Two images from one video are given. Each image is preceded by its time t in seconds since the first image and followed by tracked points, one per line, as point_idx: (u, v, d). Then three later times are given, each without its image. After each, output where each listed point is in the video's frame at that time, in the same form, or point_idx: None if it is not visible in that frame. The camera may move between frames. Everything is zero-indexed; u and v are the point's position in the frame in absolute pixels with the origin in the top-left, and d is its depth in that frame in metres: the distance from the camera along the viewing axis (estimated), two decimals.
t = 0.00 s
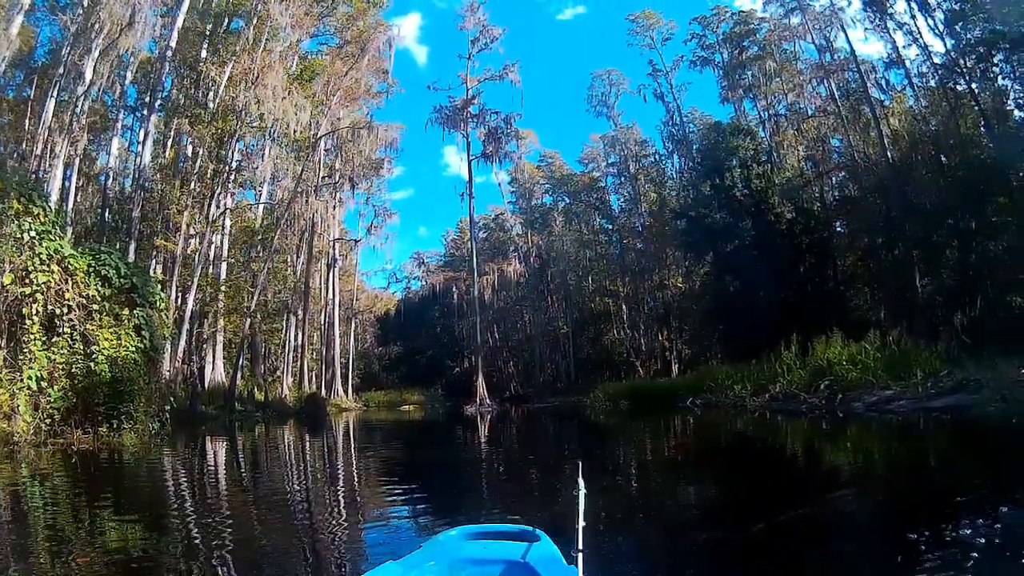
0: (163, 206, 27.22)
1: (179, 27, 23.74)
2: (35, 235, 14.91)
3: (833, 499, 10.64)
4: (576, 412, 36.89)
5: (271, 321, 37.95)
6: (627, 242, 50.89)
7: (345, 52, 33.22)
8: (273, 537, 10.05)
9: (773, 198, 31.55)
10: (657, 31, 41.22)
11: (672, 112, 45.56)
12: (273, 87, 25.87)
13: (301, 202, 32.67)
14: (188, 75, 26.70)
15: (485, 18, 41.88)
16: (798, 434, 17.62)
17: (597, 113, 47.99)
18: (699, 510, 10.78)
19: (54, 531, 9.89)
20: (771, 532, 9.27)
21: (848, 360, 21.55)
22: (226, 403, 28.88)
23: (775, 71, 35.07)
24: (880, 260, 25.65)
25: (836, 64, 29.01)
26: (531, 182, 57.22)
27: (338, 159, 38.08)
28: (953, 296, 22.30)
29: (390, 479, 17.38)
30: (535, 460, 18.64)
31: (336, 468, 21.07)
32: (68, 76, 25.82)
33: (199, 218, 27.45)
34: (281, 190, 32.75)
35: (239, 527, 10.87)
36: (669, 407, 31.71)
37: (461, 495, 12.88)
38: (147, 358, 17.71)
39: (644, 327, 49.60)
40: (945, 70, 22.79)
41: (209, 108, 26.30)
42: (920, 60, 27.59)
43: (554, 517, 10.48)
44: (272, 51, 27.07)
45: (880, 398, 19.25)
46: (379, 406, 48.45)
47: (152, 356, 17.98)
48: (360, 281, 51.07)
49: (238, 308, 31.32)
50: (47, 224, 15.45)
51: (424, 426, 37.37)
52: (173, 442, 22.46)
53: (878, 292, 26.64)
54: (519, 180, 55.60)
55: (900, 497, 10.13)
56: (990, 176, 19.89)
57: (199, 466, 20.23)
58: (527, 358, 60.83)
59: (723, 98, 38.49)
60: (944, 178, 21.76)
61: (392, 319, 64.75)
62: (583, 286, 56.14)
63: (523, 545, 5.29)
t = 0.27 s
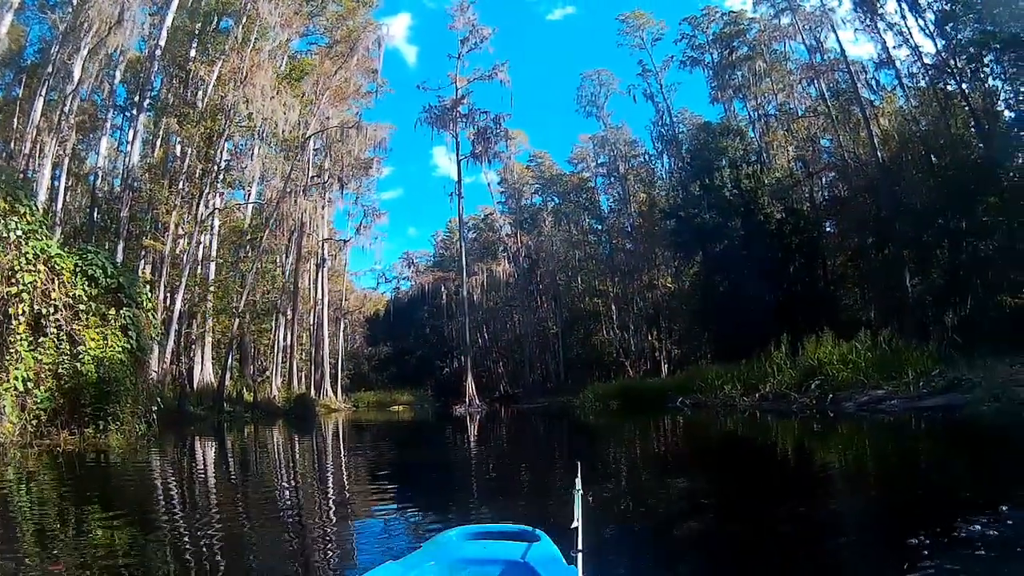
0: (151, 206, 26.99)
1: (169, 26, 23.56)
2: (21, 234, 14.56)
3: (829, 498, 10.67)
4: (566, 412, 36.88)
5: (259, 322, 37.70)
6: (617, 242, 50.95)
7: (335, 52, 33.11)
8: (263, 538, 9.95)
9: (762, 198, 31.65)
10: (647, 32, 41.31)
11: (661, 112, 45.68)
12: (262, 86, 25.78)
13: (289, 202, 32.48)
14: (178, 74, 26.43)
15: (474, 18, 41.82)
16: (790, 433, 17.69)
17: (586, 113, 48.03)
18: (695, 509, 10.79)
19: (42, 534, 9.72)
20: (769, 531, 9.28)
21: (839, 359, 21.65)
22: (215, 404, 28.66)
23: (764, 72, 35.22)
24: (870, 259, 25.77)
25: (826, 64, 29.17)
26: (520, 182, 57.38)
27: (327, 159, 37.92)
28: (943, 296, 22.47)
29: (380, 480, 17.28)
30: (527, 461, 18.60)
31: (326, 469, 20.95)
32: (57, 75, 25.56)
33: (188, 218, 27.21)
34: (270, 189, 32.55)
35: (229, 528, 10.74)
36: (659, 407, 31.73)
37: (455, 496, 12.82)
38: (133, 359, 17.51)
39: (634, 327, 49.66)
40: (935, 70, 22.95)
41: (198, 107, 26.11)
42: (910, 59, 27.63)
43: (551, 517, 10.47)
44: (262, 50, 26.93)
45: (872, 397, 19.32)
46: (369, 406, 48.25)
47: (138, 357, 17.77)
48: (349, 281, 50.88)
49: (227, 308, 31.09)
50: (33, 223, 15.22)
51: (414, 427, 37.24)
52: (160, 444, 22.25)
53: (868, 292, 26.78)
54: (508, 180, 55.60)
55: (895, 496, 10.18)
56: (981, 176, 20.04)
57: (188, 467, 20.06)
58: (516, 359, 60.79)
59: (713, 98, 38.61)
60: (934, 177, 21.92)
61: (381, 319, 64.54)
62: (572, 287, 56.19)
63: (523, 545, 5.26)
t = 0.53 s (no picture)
0: (142, 202, 26.78)
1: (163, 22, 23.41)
2: (9, 228, 14.48)
3: (824, 500, 10.73)
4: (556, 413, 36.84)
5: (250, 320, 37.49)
6: (608, 243, 50.98)
7: (328, 49, 33.01)
8: (253, 537, 9.89)
9: (754, 200, 31.95)
10: (642, 33, 41.37)
11: (655, 113, 45.74)
12: (255, 83, 25.80)
13: (280, 199, 32.29)
14: (171, 70, 26.18)
15: (469, 17, 41.76)
16: (782, 436, 17.76)
17: (579, 113, 48.03)
18: (690, 511, 10.83)
19: (28, 530, 9.62)
20: (767, 532, 9.31)
21: (831, 362, 21.76)
22: (204, 401, 28.47)
23: (758, 74, 35.33)
24: (862, 263, 25.87)
25: (820, 67, 29.27)
26: (513, 183, 57.80)
27: (319, 157, 37.77)
28: (935, 300, 22.59)
29: (368, 479, 17.21)
30: (518, 461, 18.57)
31: (315, 467, 20.84)
32: (50, 70, 25.35)
33: (179, 214, 27.00)
34: (262, 187, 32.37)
35: (216, 526, 10.69)
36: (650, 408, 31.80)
37: (449, 495, 12.81)
38: (121, 355, 17.37)
39: (625, 329, 49.69)
40: (929, 75, 23.10)
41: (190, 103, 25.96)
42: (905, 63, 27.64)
43: (547, 518, 10.48)
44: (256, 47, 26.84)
45: (864, 400, 19.37)
46: (359, 405, 48.05)
47: (126, 353, 17.63)
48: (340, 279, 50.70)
49: (217, 306, 30.88)
50: (22, 217, 15.08)
51: (404, 426, 37.12)
52: (149, 441, 22.07)
53: (860, 295, 26.90)
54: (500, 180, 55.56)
55: (890, 498, 10.23)
56: (975, 180, 20.17)
57: (177, 465, 19.93)
58: (506, 359, 60.72)
59: (706, 100, 38.69)
60: (927, 182, 22.07)
61: (373, 319, 64.35)
62: (563, 287, 56.21)
63: (523, 546, 5.30)
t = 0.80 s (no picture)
0: (132, 197, 26.54)
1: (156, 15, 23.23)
2: None
3: (817, 502, 10.80)
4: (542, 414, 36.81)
5: (238, 317, 37.25)
6: (598, 244, 51.04)
7: (321, 46, 32.98)
8: (239, 534, 9.78)
9: (745, 203, 32.30)
10: (634, 34, 41.45)
11: (646, 115, 45.87)
12: (245, 78, 25.54)
13: (268, 196, 32.04)
14: (162, 64, 25.88)
15: (462, 16, 41.70)
16: (771, 438, 17.84)
17: (571, 113, 48.08)
18: (684, 512, 10.86)
19: (11, 527, 9.50)
20: (762, 533, 9.36)
21: (820, 365, 21.86)
22: (191, 398, 28.27)
23: (750, 77, 35.46)
24: (852, 266, 26.06)
25: (812, 71, 29.43)
26: (502, 182, 57.72)
27: (309, 153, 37.60)
28: (924, 304, 22.78)
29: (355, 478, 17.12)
30: (508, 461, 18.52)
31: (302, 465, 20.69)
32: (41, 63, 25.07)
33: (169, 209, 26.77)
34: (252, 183, 32.18)
35: (203, 523, 10.61)
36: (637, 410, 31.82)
37: (440, 494, 12.77)
38: (106, 350, 17.17)
39: (613, 330, 49.76)
40: (922, 79, 23.40)
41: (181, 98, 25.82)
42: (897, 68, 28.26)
43: (543, 517, 10.50)
44: (248, 42, 26.71)
45: (853, 404, 19.48)
46: (346, 403, 47.86)
47: (111, 349, 17.43)
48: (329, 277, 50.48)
49: (205, 302, 30.64)
50: (8, 210, 14.90)
51: (392, 425, 37.00)
52: (134, 438, 21.84)
53: (849, 299, 27.07)
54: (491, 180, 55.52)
55: (882, 500, 10.31)
56: (966, 186, 20.44)
57: (163, 462, 19.77)
58: (494, 359, 60.63)
59: (698, 102, 38.83)
60: (918, 186, 22.31)
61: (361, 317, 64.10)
62: (551, 288, 56.26)
63: (522, 546, 5.38)
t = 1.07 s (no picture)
0: (111, 196, 26.18)
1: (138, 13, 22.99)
2: None
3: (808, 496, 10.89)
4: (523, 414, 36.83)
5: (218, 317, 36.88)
6: (578, 244, 51.13)
7: (302, 45, 32.89)
8: (222, 536, 9.70)
9: (726, 204, 32.64)
10: (616, 35, 41.64)
11: (627, 115, 46.12)
12: (226, 77, 25.64)
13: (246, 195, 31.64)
14: (144, 61, 25.51)
15: (444, 15, 41.64)
16: (754, 437, 17.96)
17: (552, 114, 48.17)
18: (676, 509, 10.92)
19: None
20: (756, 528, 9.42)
21: (801, 365, 22.11)
22: (171, 399, 27.95)
23: (732, 78, 35.78)
24: (833, 267, 26.38)
25: (794, 72, 29.75)
26: (482, 183, 57.30)
27: (290, 153, 37.35)
28: (905, 304, 23.09)
29: (337, 479, 17.01)
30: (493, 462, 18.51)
31: (283, 467, 20.54)
32: (20, 60, 24.64)
33: (149, 209, 26.43)
34: (232, 183, 31.91)
35: (183, 525, 10.51)
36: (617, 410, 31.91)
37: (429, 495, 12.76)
38: (84, 351, 16.86)
39: (594, 329, 50.03)
40: (904, 81, 23.91)
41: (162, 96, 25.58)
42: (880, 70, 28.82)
43: (536, 517, 10.57)
44: (230, 41, 26.56)
45: (833, 403, 19.72)
46: (326, 404, 47.55)
47: (89, 350, 17.11)
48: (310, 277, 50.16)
49: (184, 303, 30.30)
50: None
51: (373, 426, 36.82)
52: (114, 440, 21.55)
53: (829, 299, 27.39)
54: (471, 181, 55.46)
55: (870, 498, 10.45)
56: (947, 187, 20.95)
57: (143, 463, 19.53)
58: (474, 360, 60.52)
59: (680, 103, 39.12)
60: (899, 187, 22.70)
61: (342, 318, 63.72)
62: (531, 288, 56.31)
63: (522, 546, 5.43)
